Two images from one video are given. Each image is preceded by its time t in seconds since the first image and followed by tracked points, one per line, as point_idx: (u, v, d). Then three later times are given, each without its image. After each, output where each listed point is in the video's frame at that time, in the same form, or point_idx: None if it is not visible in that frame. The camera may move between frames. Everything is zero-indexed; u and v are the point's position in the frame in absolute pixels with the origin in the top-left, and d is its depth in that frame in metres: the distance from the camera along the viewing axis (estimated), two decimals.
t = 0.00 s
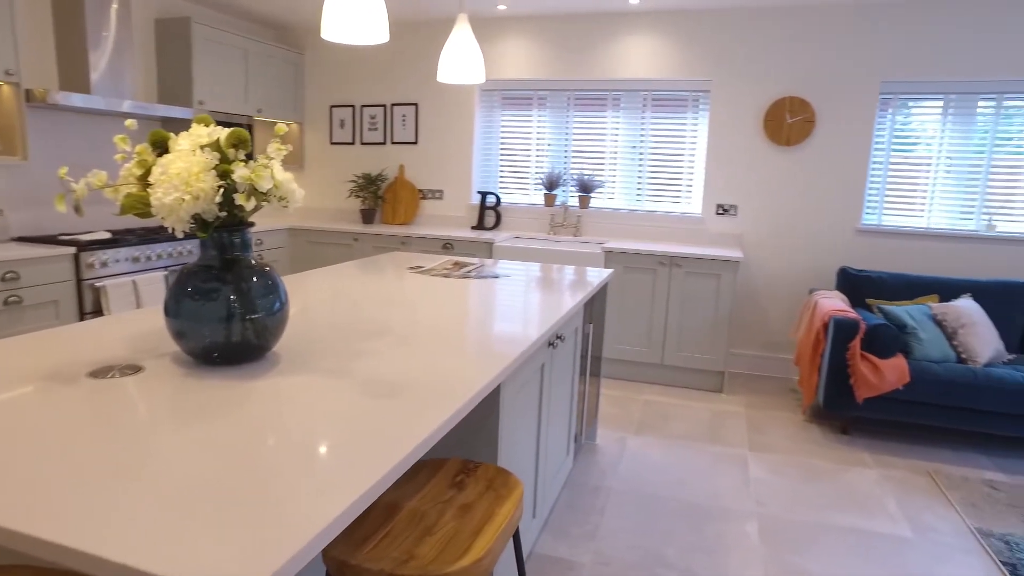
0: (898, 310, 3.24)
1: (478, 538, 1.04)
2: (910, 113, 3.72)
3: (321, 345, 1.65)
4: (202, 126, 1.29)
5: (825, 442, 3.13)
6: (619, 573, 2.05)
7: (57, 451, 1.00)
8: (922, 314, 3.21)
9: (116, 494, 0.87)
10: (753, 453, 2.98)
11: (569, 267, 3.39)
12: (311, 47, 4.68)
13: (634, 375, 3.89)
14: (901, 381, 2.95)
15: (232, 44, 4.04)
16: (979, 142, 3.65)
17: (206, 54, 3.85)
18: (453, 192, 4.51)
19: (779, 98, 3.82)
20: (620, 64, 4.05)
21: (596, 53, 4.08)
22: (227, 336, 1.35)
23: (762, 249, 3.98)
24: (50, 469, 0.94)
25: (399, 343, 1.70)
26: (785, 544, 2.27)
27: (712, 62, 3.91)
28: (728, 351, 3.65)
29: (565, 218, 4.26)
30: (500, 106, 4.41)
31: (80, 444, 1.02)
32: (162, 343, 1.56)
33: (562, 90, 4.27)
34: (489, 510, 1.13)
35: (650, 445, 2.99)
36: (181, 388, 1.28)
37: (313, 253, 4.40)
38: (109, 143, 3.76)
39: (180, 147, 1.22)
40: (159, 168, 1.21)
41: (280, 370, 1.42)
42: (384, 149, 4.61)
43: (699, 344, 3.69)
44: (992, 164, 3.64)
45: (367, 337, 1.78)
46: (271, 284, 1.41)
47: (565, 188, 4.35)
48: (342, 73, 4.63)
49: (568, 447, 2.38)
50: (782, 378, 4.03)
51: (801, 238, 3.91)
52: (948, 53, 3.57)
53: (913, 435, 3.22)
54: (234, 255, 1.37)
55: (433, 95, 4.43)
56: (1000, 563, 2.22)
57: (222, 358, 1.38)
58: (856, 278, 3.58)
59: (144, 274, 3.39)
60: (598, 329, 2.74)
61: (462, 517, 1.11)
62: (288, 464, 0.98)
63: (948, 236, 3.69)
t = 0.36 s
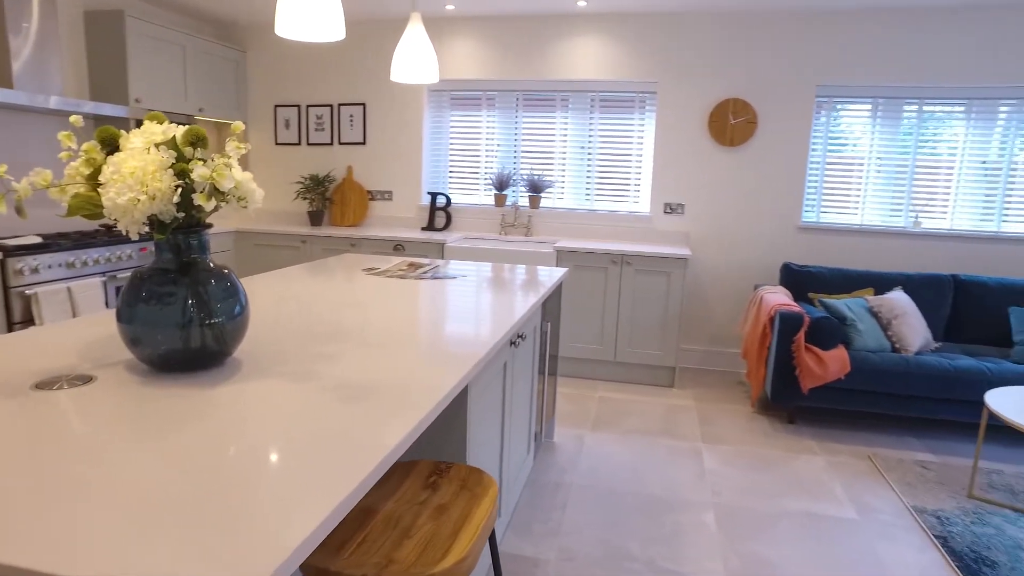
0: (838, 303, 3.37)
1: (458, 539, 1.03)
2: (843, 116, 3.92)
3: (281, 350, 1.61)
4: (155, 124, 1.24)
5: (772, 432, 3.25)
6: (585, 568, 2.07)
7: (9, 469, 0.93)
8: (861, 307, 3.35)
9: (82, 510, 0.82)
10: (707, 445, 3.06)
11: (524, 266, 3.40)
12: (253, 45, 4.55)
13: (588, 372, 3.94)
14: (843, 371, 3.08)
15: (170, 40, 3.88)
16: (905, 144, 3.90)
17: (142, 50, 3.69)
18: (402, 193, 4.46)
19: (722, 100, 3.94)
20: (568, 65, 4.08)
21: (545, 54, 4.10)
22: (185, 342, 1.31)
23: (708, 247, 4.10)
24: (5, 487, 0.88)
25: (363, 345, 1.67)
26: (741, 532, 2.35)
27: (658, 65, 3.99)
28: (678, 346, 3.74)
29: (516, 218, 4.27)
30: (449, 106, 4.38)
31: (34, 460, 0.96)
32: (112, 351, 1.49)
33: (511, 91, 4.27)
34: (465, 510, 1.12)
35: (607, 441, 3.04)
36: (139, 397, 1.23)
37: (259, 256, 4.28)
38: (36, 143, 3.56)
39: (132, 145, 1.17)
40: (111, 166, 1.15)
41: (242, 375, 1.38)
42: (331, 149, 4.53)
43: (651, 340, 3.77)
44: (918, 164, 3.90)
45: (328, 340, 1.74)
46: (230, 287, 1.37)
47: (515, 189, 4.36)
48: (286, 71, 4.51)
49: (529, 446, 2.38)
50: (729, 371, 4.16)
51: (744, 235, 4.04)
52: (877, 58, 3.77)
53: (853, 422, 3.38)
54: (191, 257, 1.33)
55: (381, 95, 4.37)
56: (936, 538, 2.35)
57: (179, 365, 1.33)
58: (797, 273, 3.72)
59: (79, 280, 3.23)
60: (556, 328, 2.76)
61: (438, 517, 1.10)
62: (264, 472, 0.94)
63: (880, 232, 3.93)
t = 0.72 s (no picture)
0: (793, 298, 3.51)
1: (460, 531, 1.06)
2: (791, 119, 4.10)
3: (265, 353, 1.60)
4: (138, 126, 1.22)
5: (733, 423, 3.36)
6: (563, 560, 2.12)
7: (9, 476, 0.92)
8: (814, 302, 3.50)
9: (94, 512, 0.82)
10: (672, 438, 3.15)
11: (490, 267, 3.43)
12: (207, 44, 4.45)
13: (553, 370, 3.99)
14: (798, 363, 3.22)
15: (120, 38, 3.77)
16: (849, 146, 4.12)
17: (91, 48, 3.57)
18: (364, 195, 4.43)
19: (679, 102, 4.05)
20: (529, 67, 4.13)
21: (505, 56, 4.14)
22: (172, 345, 1.30)
23: (666, 245, 4.22)
24: (8, 494, 0.86)
25: (346, 347, 1.68)
26: (710, 519, 2.44)
27: (616, 68, 4.08)
28: (640, 343, 3.84)
29: (479, 219, 4.29)
30: (410, 108, 4.38)
31: (33, 467, 0.95)
32: (90, 357, 1.45)
33: (472, 93, 4.30)
34: (463, 503, 1.15)
35: (576, 437, 3.09)
36: (128, 403, 1.21)
37: (216, 259, 4.19)
38: None
39: (117, 148, 1.15)
40: (95, 169, 1.13)
41: (229, 379, 1.37)
42: (289, 151, 4.46)
43: (614, 337, 3.86)
44: (861, 166, 4.13)
45: (310, 342, 1.74)
46: (215, 290, 1.36)
47: (477, 190, 4.38)
48: (242, 71, 4.43)
49: (503, 443, 2.42)
50: (688, 366, 4.29)
51: (700, 234, 4.18)
52: (824, 65, 3.96)
53: (807, 411, 3.53)
54: (176, 261, 1.32)
55: (341, 97, 4.34)
56: (887, 516, 2.49)
57: (165, 369, 1.32)
58: (753, 269, 3.86)
59: (30, 286, 3.11)
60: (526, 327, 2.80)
61: (438, 511, 1.12)
62: (272, 472, 0.95)
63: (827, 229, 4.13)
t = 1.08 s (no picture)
0: (749, 293, 3.65)
1: (462, 518, 1.10)
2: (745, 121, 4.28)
3: (250, 354, 1.61)
4: (126, 127, 1.22)
5: (695, 416, 3.48)
6: (541, 551, 2.18)
7: (18, 477, 0.92)
8: (770, 297, 3.65)
9: (115, 509, 0.83)
10: (638, 431, 3.25)
11: (458, 267, 3.47)
12: (161, 42, 4.35)
13: (519, 368, 4.05)
14: (756, 355, 3.35)
15: (70, 35, 3.65)
16: (798, 147, 4.31)
17: (40, 45, 3.45)
18: (326, 197, 4.40)
19: (638, 104, 4.16)
20: (490, 70, 4.18)
21: (468, 58, 4.18)
22: (161, 348, 1.30)
23: (627, 244, 4.32)
24: (22, 492, 0.87)
25: (329, 347, 1.70)
26: (678, 507, 2.53)
27: (576, 71, 4.16)
28: (604, 340, 3.93)
29: (442, 219, 4.32)
30: (372, 109, 4.37)
31: (42, 466, 0.95)
32: (73, 361, 1.44)
33: (435, 94, 4.32)
34: (461, 491, 1.19)
35: (545, 432, 3.16)
36: (122, 405, 1.21)
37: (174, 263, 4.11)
38: None
39: (107, 150, 1.15)
40: (86, 170, 1.12)
41: (219, 380, 1.38)
42: (249, 152, 4.40)
43: (578, 335, 3.94)
44: (810, 166, 4.33)
45: (292, 343, 1.75)
46: (203, 292, 1.37)
47: (440, 191, 4.40)
48: (198, 71, 4.35)
49: (478, 439, 2.46)
50: (649, 361, 4.41)
51: (659, 233, 4.30)
52: (774, 70, 4.13)
53: (764, 402, 3.68)
54: (164, 263, 1.32)
55: (302, 98, 4.30)
56: (841, 497, 2.63)
57: (153, 371, 1.32)
58: (711, 266, 4.00)
59: None
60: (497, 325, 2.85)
61: (437, 500, 1.16)
62: (277, 464, 0.98)
63: (779, 227, 4.31)
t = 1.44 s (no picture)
0: (705, 291, 3.78)
1: (459, 513, 1.13)
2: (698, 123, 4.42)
3: (229, 359, 1.60)
4: (106, 132, 1.20)
5: (655, 410, 3.58)
6: (516, 547, 2.22)
7: (19, 486, 0.91)
8: (725, 294, 3.79)
9: (125, 514, 0.84)
10: (602, 427, 3.33)
11: (421, 269, 3.48)
12: (108, 40, 4.21)
13: (482, 368, 4.08)
14: (713, 351, 3.48)
15: (11, 32, 3.51)
16: (747, 149, 4.48)
17: None
18: (283, 200, 4.34)
19: (595, 107, 4.25)
20: (449, 72, 4.20)
21: (427, 60, 4.19)
22: (143, 355, 1.29)
23: (585, 245, 4.41)
24: (26, 502, 0.86)
25: (309, 351, 1.71)
26: (645, 499, 2.61)
27: (534, 74, 4.22)
28: (565, 339, 4.00)
29: (403, 221, 4.31)
30: (329, 111, 4.33)
31: (40, 475, 0.94)
32: (48, 371, 1.41)
33: (393, 96, 4.31)
34: (454, 487, 1.23)
35: (512, 431, 3.20)
36: (109, 414, 1.20)
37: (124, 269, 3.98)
38: None
39: (89, 155, 1.13)
40: (68, 176, 1.11)
41: (204, 387, 1.37)
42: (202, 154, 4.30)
43: (540, 334, 4.00)
44: (758, 167, 4.50)
45: (269, 348, 1.75)
46: (186, 298, 1.36)
47: (399, 193, 4.40)
48: (147, 71, 4.22)
49: (449, 438, 2.48)
50: (608, 359, 4.50)
51: (616, 233, 4.40)
52: (724, 74, 4.28)
53: (720, 396, 3.81)
54: (145, 269, 1.31)
55: (257, 99, 4.23)
56: (797, 483, 2.76)
57: (136, 379, 1.30)
58: (668, 266, 4.11)
59: None
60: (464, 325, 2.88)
61: (432, 498, 1.19)
62: (273, 466, 0.99)
63: (730, 226, 4.46)
